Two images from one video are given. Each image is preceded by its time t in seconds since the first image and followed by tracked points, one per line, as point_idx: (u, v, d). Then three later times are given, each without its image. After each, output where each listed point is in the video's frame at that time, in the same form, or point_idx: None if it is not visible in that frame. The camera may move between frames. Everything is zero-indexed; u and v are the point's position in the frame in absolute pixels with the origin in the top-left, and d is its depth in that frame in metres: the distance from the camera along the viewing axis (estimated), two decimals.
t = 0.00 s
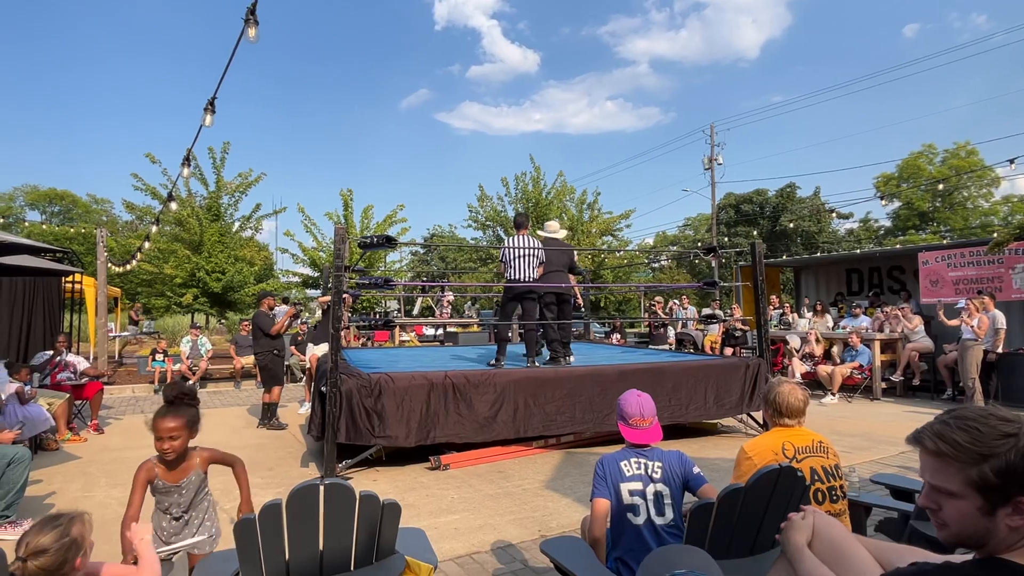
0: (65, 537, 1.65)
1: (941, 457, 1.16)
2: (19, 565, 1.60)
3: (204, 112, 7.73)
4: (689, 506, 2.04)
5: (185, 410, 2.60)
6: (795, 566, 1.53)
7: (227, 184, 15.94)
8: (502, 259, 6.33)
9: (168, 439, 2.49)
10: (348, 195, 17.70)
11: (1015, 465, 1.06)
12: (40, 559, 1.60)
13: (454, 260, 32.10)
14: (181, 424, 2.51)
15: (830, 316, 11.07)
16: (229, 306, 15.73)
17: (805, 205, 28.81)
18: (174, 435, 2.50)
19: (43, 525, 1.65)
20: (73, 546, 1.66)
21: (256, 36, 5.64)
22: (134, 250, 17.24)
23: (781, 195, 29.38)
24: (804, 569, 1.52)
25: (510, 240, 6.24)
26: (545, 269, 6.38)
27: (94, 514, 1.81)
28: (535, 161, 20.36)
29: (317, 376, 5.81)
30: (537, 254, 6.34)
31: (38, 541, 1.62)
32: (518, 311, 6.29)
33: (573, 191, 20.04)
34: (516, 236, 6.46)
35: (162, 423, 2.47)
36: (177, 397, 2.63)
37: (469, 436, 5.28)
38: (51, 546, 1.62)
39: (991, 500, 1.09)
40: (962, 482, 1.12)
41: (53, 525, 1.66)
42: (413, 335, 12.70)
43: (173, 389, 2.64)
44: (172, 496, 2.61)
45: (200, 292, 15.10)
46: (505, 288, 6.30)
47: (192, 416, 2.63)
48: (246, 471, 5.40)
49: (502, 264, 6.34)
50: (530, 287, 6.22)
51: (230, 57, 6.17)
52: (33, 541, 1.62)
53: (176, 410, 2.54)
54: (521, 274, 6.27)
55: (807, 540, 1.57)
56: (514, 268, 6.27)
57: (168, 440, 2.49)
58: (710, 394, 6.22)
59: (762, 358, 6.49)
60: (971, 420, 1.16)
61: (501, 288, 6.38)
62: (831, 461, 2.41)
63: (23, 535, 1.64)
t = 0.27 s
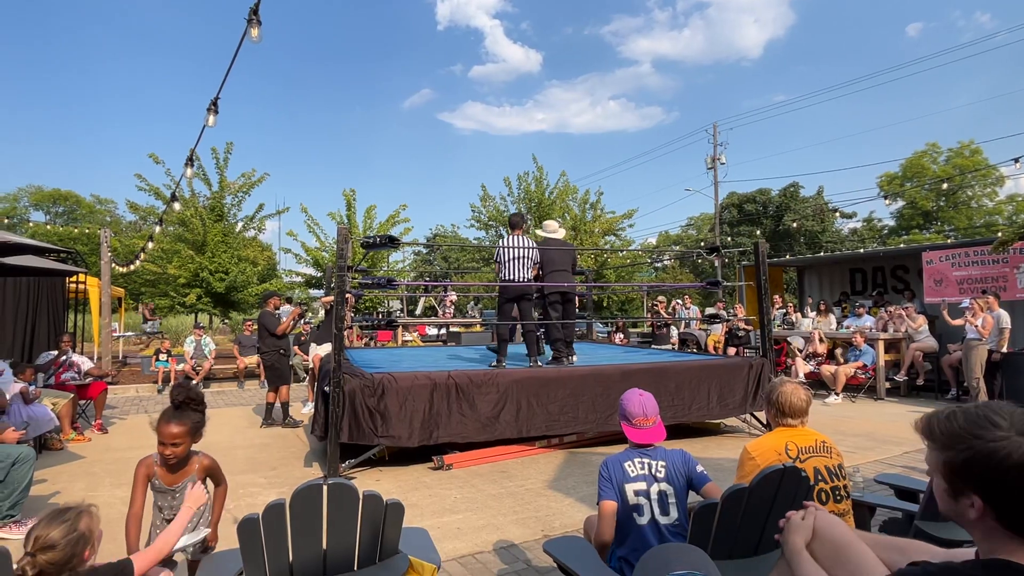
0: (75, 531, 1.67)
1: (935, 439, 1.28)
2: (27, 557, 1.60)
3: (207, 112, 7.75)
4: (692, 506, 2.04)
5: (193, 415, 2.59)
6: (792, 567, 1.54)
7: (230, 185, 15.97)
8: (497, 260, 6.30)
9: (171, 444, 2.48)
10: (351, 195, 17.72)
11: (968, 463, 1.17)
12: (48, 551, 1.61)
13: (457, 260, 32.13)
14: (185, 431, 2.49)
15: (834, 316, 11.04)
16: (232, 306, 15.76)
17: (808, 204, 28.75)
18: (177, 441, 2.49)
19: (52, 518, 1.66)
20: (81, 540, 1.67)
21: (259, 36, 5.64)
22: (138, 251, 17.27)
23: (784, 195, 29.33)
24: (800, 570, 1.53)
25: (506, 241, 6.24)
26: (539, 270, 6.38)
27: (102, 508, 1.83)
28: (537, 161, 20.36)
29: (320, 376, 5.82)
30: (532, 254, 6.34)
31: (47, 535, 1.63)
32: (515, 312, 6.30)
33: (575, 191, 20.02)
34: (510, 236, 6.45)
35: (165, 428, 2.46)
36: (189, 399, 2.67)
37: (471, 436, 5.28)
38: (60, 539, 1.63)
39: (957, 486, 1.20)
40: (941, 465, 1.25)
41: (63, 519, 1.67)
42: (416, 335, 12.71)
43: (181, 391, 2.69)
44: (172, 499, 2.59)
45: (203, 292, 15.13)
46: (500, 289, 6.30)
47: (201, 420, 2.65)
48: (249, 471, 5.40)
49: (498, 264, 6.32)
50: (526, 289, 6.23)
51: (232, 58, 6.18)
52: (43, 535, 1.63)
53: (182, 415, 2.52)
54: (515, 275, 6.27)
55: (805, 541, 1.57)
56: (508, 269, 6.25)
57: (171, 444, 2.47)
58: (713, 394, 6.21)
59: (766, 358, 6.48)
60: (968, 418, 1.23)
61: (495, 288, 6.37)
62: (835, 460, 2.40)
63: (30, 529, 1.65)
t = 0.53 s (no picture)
0: (88, 526, 1.68)
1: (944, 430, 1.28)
2: (43, 555, 1.60)
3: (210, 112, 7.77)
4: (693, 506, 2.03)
5: (190, 412, 2.59)
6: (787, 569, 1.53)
7: (233, 185, 16.01)
8: (490, 261, 6.30)
9: (171, 442, 2.50)
10: (353, 196, 17.74)
11: (964, 454, 1.17)
12: (63, 547, 1.61)
13: (460, 260, 32.15)
14: (183, 429, 2.51)
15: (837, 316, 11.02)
16: (235, 306, 15.79)
17: (811, 204, 28.71)
18: (176, 439, 2.50)
19: (63, 516, 1.67)
20: (93, 535, 1.69)
21: (261, 36, 5.65)
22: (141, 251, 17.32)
23: (787, 195, 29.29)
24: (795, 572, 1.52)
25: (495, 241, 6.25)
26: (533, 270, 6.38)
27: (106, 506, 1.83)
28: (540, 161, 20.37)
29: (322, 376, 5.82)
30: (526, 254, 6.33)
31: (61, 532, 1.63)
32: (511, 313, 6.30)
33: (578, 190, 20.01)
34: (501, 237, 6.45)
35: (163, 426, 2.47)
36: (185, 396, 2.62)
37: (474, 435, 5.28)
38: (73, 536, 1.64)
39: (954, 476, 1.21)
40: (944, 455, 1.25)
41: (74, 516, 1.68)
42: (418, 335, 12.72)
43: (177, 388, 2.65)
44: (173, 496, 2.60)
45: (206, 292, 15.17)
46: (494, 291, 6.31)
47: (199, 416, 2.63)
48: (252, 471, 5.41)
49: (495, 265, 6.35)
50: (521, 289, 6.22)
51: (235, 59, 6.18)
52: (57, 532, 1.63)
53: (180, 413, 2.53)
54: (511, 275, 6.27)
55: (800, 543, 1.57)
56: (502, 271, 6.25)
57: (169, 441, 2.49)
58: (716, 394, 6.20)
59: (768, 358, 6.47)
60: (980, 412, 1.21)
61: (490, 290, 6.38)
62: (837, 461, 2.39)
63: (40, 529, 1.65)
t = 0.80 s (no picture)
0: (92, 526, 1.68)
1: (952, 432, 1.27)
2: (56, 558, 1.60)
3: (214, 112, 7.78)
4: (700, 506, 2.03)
5: (177, 399, 2.62)
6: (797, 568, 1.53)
7: (237, 185, 16.04)
8: (491, 262, 6.29)
9: (167, 427, 2.52)
10: (356, 196, 17.78)
11: (982, 458, 1.16)
12: (74, 548, 1.62)
13: (463, 260, 32.18)
14: (177, 414, 2.54)
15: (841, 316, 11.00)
16: (238, 306, 15.84)
17: (815, 204, 28.64)
18: (171, 424, 2.53)
19: (66, 518, 1.66)
20: (98, 532, 1.70)
21: (265, 37, 5.65)
22: (145, 251, 17.37)
23: (790, 195, 29.24)
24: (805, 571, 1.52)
25: (494, 242, 6.25)
26: (533, 269, 6.38)
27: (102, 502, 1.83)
28: (542, 161, 20.37)
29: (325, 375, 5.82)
30: (527, 255, 6.33)
31: (69, 534, 1.63)
32: (512, 313, 6.30)
33: (581, 191, 20.00)
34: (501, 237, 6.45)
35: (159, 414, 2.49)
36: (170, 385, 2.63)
37: (477, 435, 5.28)
38: (80, 537, 1.64)
39: (967, 479, 1.20)
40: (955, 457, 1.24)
41: (77, 516, 1.68)
42: (421, 335, 12.73)
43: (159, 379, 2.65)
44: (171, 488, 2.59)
45: (210, 292, 15.21)
46: (495, 291, 6.31)
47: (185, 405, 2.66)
48: (255, 471, 5.42)
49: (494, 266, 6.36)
50: (522, 288, 6.22)
51: (239, 59, 6.19)
52: (64, 535, 1.63)
53: (169, 401, 2.56)
54: (512, 275, 6.27)
55: (810, 544, 1.56)
56: (503, 271, 6.25)
57: (166, 426, 2.51)
58: (719, 394, 6.19)
59: (772, 358, 6.45)
60: (991, 412, 1.21)
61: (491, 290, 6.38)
62: (841, 461, 2.38)
63: (42, 533, 1.64)
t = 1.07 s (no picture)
0: (100, 519, 1.69)
1: (957, 438, 1.27)
2: (67, 548, 1.60)
3: (218, 113, 7.81)
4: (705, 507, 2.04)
5: (155, 388, 2.61)
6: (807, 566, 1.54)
7: (240, 186, 16.09)
8: (496, 262, 6.30)
9: (144, 415, 2.50)
10: (360, 196, 17.81)
11: (993, 467, 1.16)
12: (84, 538, 1.63)
13: (466, 260, 32.22)
14: (153, 402, 2.53)
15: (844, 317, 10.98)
16: (242, 306, 15.88)
17: (818, 204, 28.60)
18: (148, 413, 2.52)
19: (72, 512, 1.67)
20: (105, 525, 1.70)
21: (270, 38, 5.67)
22: (149, 251, 17.43)
23: (794, 195, 29.20)
24: (814, 569, 1.53)
25: (497, 243, 6.27)
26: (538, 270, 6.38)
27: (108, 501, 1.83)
28: (545, 162, 20.38)
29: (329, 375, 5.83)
30: (532, 255, 6.34)
31: (77, 526, 1.64)
32: (516, 313, 6.30)
33: (584, 191, 20.01)
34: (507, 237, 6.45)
35: (135, 402, 2.48)
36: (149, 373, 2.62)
37: (480, 436, 5.29)
38: (90, 528, 1.65)
39: (975, 487, 1.20)
40: (961, 464, 1.24)
41: (84, 510, 1.69)
42: (424, 335, 12.75)
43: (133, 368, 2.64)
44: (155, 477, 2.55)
45: (213, 293, 15.25)
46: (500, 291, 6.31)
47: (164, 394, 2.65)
48: (259, 470, 5.44)
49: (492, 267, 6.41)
50: (527, 288, 6.22)
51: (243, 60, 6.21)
52: (73, 526, 1.64)
53: (145, 389, 2.55)
54: (518, 276, 6.27)
55: (819, 542, 1.57)
56: (508, 272, 6.25)
57: (141, 413, 2.49)
58: (722, 395, 6.18)
59: (776, 359, 6.44)
60: (1001, 419, 1.21)
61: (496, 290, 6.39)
62: (846, 462, 2.38)
63: (50, 529, 1.64)
